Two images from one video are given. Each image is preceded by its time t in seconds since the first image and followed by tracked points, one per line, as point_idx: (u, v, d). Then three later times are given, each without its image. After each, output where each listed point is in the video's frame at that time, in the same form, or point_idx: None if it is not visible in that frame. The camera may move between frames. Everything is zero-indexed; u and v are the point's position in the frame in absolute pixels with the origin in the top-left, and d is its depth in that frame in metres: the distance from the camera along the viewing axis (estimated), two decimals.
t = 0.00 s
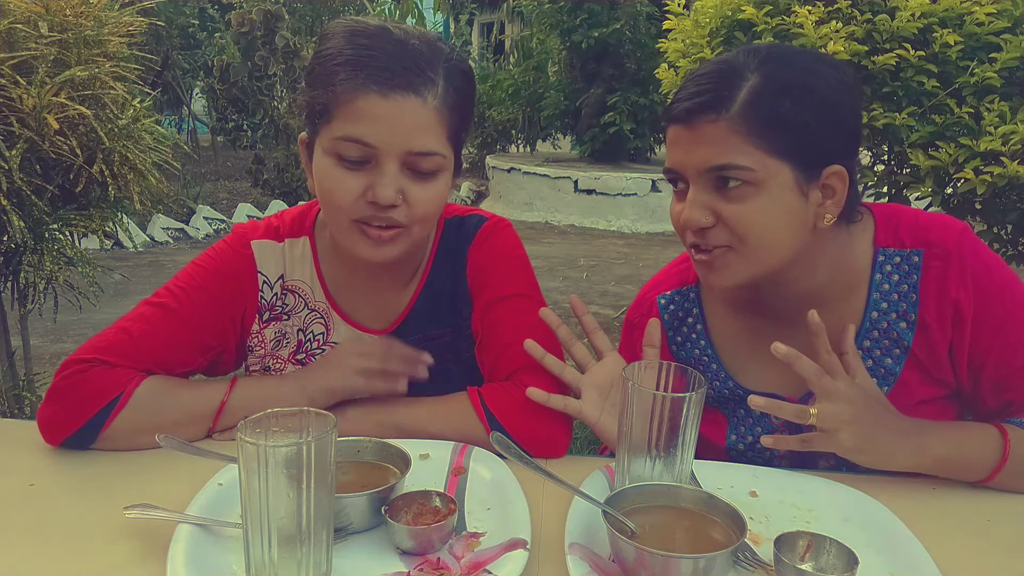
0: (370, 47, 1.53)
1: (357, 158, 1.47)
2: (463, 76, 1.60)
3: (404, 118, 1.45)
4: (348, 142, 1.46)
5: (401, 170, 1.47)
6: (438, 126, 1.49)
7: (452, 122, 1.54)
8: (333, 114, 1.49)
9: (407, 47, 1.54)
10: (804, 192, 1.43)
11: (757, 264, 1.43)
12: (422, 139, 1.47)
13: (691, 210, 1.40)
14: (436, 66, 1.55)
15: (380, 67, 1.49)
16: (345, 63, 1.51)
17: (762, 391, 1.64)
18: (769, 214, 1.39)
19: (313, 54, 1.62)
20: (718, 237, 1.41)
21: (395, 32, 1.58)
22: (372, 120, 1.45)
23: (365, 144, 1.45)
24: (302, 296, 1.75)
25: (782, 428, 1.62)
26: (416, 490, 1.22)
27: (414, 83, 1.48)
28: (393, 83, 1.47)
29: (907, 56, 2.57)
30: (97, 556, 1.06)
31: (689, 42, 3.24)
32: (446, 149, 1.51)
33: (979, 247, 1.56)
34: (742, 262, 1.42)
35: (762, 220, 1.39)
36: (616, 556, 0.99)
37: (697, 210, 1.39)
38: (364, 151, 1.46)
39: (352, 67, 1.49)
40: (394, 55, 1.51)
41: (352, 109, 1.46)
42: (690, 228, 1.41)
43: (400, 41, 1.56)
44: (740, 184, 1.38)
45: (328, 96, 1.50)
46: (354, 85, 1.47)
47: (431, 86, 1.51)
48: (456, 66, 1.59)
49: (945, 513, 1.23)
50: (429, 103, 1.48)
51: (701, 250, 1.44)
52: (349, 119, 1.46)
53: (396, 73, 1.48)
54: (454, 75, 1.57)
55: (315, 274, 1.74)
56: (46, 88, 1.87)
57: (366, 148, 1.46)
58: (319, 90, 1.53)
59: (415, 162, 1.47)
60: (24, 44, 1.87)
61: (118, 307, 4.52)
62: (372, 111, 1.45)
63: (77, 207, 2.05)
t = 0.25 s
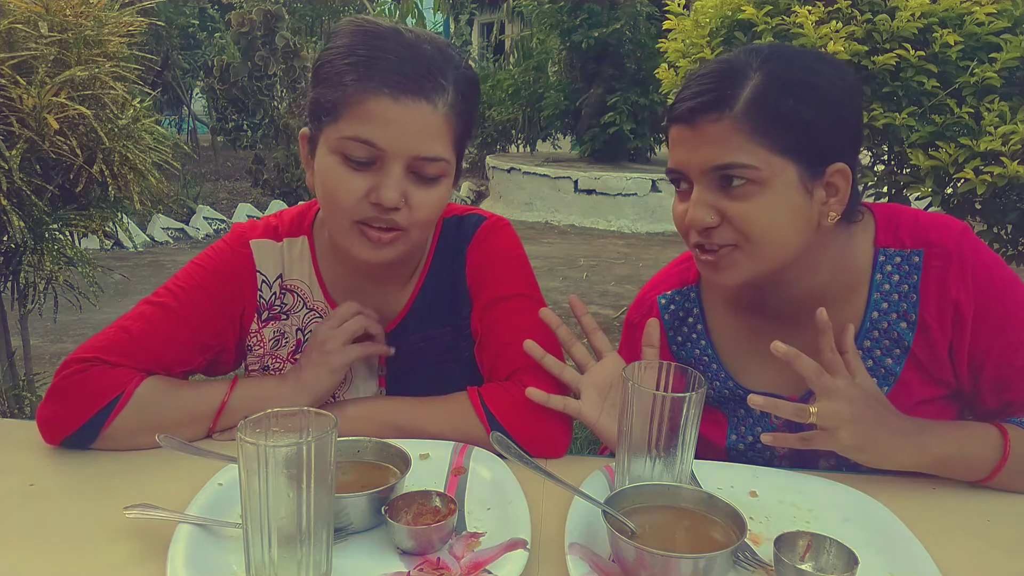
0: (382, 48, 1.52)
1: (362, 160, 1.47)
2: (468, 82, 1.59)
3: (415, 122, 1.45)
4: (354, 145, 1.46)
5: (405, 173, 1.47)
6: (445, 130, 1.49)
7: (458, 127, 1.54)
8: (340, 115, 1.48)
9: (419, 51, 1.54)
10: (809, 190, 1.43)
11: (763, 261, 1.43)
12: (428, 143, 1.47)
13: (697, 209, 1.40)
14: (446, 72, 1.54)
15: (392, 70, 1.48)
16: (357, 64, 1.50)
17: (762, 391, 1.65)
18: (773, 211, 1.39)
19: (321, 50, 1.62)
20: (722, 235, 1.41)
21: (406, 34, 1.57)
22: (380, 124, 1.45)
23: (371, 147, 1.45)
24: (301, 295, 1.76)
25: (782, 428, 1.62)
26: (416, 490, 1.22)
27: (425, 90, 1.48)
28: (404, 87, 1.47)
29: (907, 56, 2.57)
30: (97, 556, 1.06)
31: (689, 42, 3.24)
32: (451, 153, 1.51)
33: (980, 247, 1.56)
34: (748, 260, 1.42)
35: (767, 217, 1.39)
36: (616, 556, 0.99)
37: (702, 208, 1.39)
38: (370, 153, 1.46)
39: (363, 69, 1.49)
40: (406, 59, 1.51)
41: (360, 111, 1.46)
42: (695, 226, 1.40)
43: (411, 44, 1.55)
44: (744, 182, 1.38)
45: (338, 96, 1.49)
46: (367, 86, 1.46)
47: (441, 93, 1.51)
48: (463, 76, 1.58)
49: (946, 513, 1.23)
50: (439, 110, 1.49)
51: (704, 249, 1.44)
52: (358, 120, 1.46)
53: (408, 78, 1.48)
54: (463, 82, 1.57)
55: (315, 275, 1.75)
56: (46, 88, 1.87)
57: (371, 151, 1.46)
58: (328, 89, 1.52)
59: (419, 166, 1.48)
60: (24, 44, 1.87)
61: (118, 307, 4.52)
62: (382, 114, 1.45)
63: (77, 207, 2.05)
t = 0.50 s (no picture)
0: (380, 49, 1.52)
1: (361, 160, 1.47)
2: (467, 81, 1.59)
3: (414, 123, 1.45)
4: (353, 146, 1.46)
5: (405, 173, 1.47)
6: (445, 130, 1.49)
7: (457, 126, 1.54)
8: (339, 117, 1.48)
9: (417, 51, 1.53)
10: (810, 188, 1.43)
11: (762, 258, 1.43)
12: (428, 144, 1.47)
13: (698, 204, 1.40)
14: (444, 72, 1.54)
15: (391, 71, 1.48)
16: (355, 65, 1.50)
17: (762, 391, 1.64)
18: (774, 209, 1.39)
19: (320, 51, 1.61)
20: (723, 231, 1.41)
21: (404, 33, 1.57)
22: (380, 125, 1.45)
23: (371, 148, 1.45)
24: (301, 295, 1.76)
25: (781, 428, 1.63)
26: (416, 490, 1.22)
27: (424, 91, 1.48)
28: (403, 88, 1.46)
29: (907, 56, 2.57)
30: (97, 556, 1.06)
31: (688, 42, 3.24)
32: (450, 154, 1.51)
33: (979, 247, 1.57)
34: (749, 256, 1.42)
35: (767, 215, 1.39)
36: (616, 556, 0.99)
37: (702, 203, 1.39)
38: (369, 154, 1.46)
39: (361, 71, 1.49)
40: (405, 60, 1.50)
41: (359, 112, 1.46)
42: (696, 222, 1.40)
43: (410, 44, 1.55)
44: (746, 178, 1.38)
45: (337, 97, 1.49)
46: (365, 87, 1.46)
47: (440, 93, 1.50)
48: (463, 75, 1.58)
49: (945, 514, 1.23)
50: (438, 110, 1.48)
51: (704, 244, 1.44)
52: (357, 121, 1.46)
53: (406, 79, 1.47)
54: (460, 81, 1.56)
55: (315, 274, 1.75)
56: (46, 88, 1.87)
57: (370, 151, 1.46)
58: (327, 91, 1.51)
59: (419, 167, 1.48)
60: (24, 44, 1.87)
61: (118, 307, 4.52)
62: (381, 116, 1.45)
63: (77, 207, 2.05)
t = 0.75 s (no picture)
0: (361, 51, 1.52)
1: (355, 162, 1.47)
2: (454, 70, 1.59)
3: (398, 122, 1.45)
4: (345, 150, 1.46)
5: (400, 173, 1.47)
6: (434, 125, 1.49)
7: (448, 120, 1.53)
8: (326, 125, 1.49)
9: (397, 48, 1.54)
10: (810, 185, 1.43)
11: (763, 256, 1.43)
12: (419, 140, 1.47)
13: (698, 202, 1.39)
14: (426, 64, 1.54)
15: (370, 71, 1.48)
16: (336, 69, 1.50)
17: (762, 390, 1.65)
18: (775, 207, 1.39)
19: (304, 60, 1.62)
20: (724, 229, 1.41)
21: (381, 31, 1.57)
22: (366, 127, 1.45)
23: (362, 150, 1.45)
24: (301, 295, 1.76)
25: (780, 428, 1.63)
26: (416, 490, 1.21)
27: (404, 85, 1.47)
28: (382, 88, 1.46)
29: (907, 56, 2.57)
30: (97, 555, 1.05)
31: (688, 42, 3.24)
32: (445, 148, 1.52)
33: (978, 247, 1.57)
34: (750, 254, 1.42)
35: (768, 212, 1.39)
36: (616, 557, 0.99)
37: (703, 201, 1.39)
38: (361, 157, 1.46)
39: (342, 74, 1.49)
40: (383, 59, 1.50)
41: (345, 117, 1.46)
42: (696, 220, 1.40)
43: (388, 41, 1.55)
44: (746, 176, 1.38)
45: (322, 106, 1.50)
46: (347, 91, 1.46)
47: (422, 85, 1.50)
48: (447, 62, 1.59)
49: (945, 515, 1.23)
50: (421, 104, 1.47)
51: (704, 242, 1.43)
52: (343, 127, 1.46)
53: (385, 78, 1.47)
54: (445, 70, 1.57)
55: (315, 274, 1.74)
56: (46, 88, 1.87)
57: (363, 153, 1.46)
58: (313, 101, 1.52)
59: (416, 164, 1.48)
60: (24, 44, 1.87)
61: (118, 307, 4.52)
62: (365, 118, 1.45)
63: (77, 207, 2.05)
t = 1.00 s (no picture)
0: (366, 52, 1.52)
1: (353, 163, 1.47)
2: (455, 74, 1.60)
3: (403, 124, 1.45)
4: (344, 149, 1.46)
5: (398, 175, 1.47)
6: (435, 130, 1.49)
7: (448, 123, 1.53)
8: (327, 123, 1.49)
9: (402, 51, 1.54)
10: (809, 185, 1.43)
11: (762, 256, 1.43)
12: (420, 143, 1.46)
13: (697, 202, 1.39)
14: (430, 68, 1.54)
15: (375, 73, 1.48)
16: (340, 68, 1.50)
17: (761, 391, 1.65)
18: (774, 207, 1.39)
19: (306, 56, 1.62)
20: (723, 229, 1.41)
21: (387, 32, 1.57)
22: (369, 128, 1.45)
23: (362, 151, 1.45)
24: (300, 296, 1.75)
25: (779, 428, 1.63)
26: (416, 490, 1.21)
27: (409, 88, 1.48)
28: (387, 89, 1.46)
29: (907, 56, 2.57)
30: (97, 556, 1.05)
31: (688, 42, 3.24)
32: (444, 152, 1.51)
33: (979, 248, 1.56)
34: (749, 254, 1.42)
35: (767, 210, 1.39)
36: (616, 557, 0.99)
37: (703, 202, 1.39)
38: (359, 158, 1.46)
39: (348, 74, 1.49)
40: (389, 61, 1.50)
41: (347, 117, 1.46)
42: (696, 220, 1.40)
43: (394, 43, 1.55)
44: (745, 176, 1.38)
45: (324, 104, 1.49)
46: (350, 91, 1.46)
47: (426, 90, 1.50)
48: (450, 66, 1.59)
49: (945, 515, 1.23)
50: (425, 109, 1.48)
51: (704, 242, 1.43)
52: (344, 127, 1.46)
53: (391, 80, 1.47)
54: (448, 75, 1.57)
55: (315, 275, 1.74)
56: (46, 88, 1.87)
57: (363, 154, 1.46)
58: (314, 98, 1.52)
59: (414, 168, 1.48)
60: (24, 44, 1.87)
61: (118, 307, 4.52)
62: (369, 118, 1.45)
63: (77, 207, 2.05)
